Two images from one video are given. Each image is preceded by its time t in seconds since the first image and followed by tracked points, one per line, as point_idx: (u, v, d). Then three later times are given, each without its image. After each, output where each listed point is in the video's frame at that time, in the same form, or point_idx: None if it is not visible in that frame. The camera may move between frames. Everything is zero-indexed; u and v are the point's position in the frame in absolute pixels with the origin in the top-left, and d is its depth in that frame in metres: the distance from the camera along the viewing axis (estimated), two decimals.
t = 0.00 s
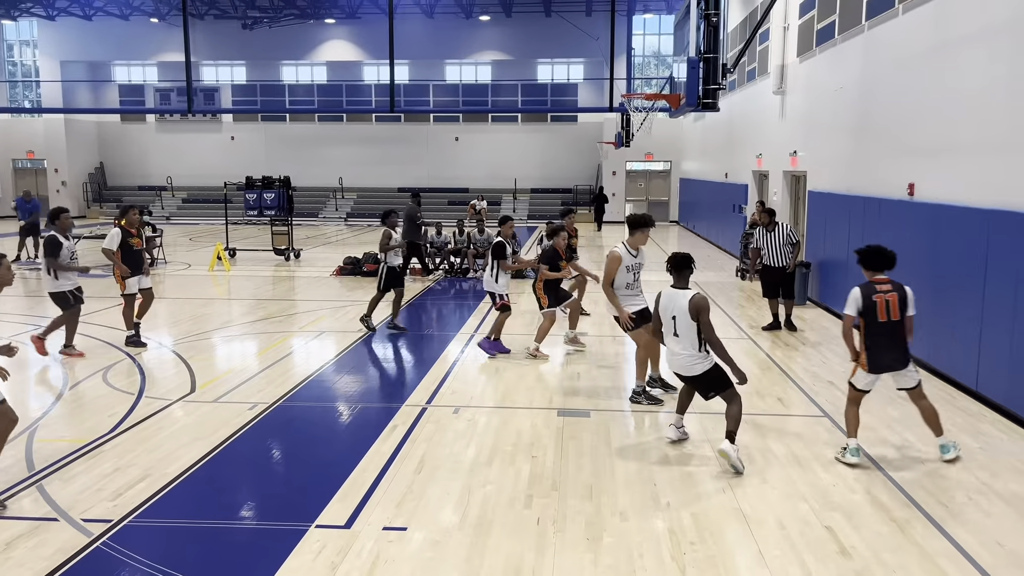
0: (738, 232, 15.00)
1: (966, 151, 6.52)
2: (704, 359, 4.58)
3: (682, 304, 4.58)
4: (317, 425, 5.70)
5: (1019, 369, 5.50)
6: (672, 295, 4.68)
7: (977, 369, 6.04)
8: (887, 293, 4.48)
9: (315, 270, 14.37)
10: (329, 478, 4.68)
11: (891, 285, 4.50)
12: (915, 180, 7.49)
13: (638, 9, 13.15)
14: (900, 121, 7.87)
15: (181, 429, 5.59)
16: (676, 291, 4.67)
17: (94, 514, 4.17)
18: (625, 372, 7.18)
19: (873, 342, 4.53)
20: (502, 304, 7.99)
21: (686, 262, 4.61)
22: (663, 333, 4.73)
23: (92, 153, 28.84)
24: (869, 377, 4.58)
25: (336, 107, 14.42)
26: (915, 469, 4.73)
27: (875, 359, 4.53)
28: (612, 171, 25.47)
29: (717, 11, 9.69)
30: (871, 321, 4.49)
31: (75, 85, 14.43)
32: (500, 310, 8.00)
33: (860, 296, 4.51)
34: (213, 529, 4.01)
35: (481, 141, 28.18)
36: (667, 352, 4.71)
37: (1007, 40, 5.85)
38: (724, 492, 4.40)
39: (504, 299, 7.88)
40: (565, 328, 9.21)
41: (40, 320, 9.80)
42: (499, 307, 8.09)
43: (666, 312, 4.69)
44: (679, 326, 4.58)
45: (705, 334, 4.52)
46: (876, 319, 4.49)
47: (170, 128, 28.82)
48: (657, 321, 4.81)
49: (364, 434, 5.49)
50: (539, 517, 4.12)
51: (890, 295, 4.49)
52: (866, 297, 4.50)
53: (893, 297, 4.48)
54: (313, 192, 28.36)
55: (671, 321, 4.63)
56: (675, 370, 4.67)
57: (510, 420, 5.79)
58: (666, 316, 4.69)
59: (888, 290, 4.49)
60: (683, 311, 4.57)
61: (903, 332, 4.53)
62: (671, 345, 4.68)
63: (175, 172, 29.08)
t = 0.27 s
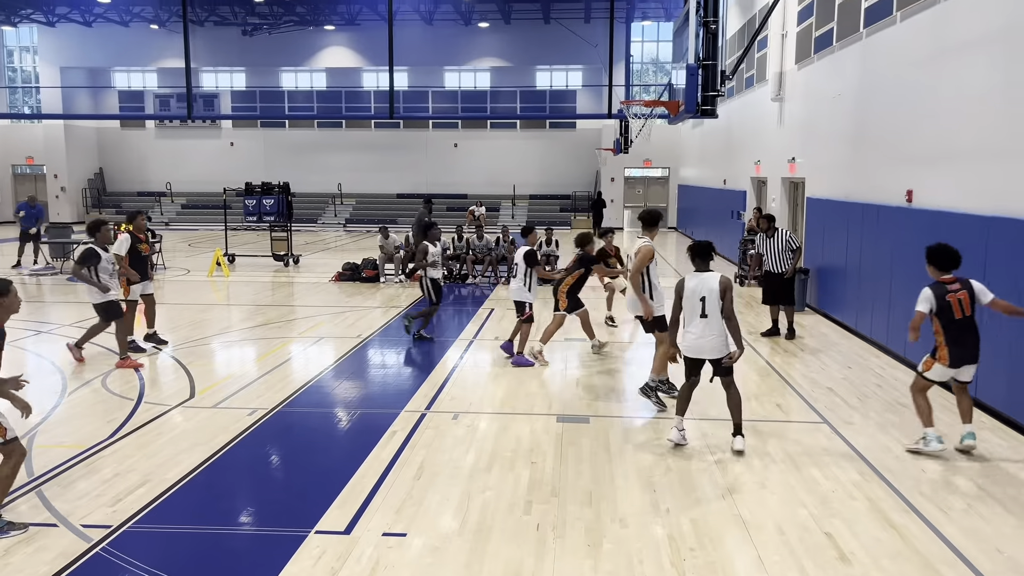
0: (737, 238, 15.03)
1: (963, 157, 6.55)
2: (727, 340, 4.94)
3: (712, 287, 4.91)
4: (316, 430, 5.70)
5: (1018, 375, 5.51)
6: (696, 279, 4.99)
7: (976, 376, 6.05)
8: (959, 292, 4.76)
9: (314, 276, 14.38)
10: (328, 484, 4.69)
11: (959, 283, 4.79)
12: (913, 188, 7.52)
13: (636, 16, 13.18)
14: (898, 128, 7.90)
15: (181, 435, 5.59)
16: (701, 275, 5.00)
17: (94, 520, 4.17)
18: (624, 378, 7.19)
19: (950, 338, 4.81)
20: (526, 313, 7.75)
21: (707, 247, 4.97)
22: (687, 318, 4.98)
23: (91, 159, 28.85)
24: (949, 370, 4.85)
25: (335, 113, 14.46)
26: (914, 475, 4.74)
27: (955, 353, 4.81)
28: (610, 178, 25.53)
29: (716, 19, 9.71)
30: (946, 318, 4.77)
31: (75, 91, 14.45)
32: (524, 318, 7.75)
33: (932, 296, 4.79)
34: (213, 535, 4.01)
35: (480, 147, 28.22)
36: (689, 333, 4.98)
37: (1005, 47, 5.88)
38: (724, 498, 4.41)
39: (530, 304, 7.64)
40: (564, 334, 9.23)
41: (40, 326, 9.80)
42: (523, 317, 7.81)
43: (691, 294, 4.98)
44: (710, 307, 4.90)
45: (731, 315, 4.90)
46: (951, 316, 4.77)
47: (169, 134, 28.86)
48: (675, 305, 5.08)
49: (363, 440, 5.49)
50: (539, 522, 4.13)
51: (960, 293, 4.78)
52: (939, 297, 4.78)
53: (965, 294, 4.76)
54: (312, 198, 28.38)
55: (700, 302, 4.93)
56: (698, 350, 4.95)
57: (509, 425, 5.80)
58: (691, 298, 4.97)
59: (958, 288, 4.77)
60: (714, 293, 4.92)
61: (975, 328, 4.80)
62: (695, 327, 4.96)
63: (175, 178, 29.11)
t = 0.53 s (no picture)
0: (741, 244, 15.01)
1: (969, 164, 6.53)
2: (744, 344, 4.99)
3: (738, 292, 4.93)
4: (320, 435, 5.70)
5: None
6: (720, 282, 4.99)
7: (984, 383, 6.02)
8: (1017, 298, 4.85)
9: (318, 280, 14.39)
10: (333, 489, 4.69)
11: (1017, 290, 4.89)
12: (918, 195, 7.50)
13: (642, 22, 13.14)
14: (903, 135, 7.88)
15: (185, 439, 5.59)
16: (725, 279, 5.00)
17: (98, 524, 4.17)
18: (628, 384, 7.17)
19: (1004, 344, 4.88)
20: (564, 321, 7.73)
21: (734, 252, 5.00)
22: (711, 317, 4.94)
23: (96, 164, 28.94)
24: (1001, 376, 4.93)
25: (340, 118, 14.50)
26: (921, 483, 4.72)
27: (1009, 358, 4.88)
28: (614, 183, 25.55)
29: (721, 25, 9.79)
30: (1002, 323, 4.85)
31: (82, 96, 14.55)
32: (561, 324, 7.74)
33: (989, 300, 4.89)
34: (217, 539, 4.01)
35: (485, 153, 28.23)
36: (710, 335, 4.95)
37: (1011, 53, 5.87)
38: (729, 506, 4.39)
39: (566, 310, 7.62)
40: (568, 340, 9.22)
41: (46, 330, 9.82)
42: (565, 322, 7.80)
43: (716, 296, 4.95)
44: (735, 311, 4.91)
45: (751, 320, 4.98)
46: (1008, 322, 4.85)
47: (175, 138, 28.95)
48: (696, 305, 5.01)
49: (368, 445, 5.48)
50: (543, 529, 4.11)
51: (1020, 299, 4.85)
52: (997, 302, 4.88)
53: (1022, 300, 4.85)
54: (316, 204, 28.41)
55: (724, 306, 4.92)
56: (718, 352, 4.93)
57: (513, 431, 5.79)
58: (715, 300, 4.94)
59: (1016, 294, 4.87)
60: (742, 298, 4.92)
61: None
62: (716, 329, 4.94)
63: (180, 183, 29.19)
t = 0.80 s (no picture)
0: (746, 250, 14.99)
1: (976, 170, 6.50)
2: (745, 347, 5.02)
3: (738, 294, 4.98)
4: (324, 440, 5.70)
5: None
6: (719, 287, 5.00)
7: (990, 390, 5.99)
8: None
9: (323, 285, 14.42)
10: (336, 494, 4.68)
11: None
12: (925, 200, 7.48)
13: (647, 27, 13.14)
14: (909, 140, 7.86)
15: (190, 443, 5.59)
16: (722, 283, 5.02)
17: (103, 528, 4.18)
18: (633, 389, 7.16)
19: (1015, 332, 4.99)
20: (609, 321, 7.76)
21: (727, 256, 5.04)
22: (716, 322, 4.93)
23: (103, 167, 29.05)
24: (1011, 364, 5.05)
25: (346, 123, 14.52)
26: (927, 490, 4.70)
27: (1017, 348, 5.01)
28: (620, 188, 25.55)
29: (727, 31, 9.87)
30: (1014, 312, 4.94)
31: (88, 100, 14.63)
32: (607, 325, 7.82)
33: (1003, 289, 4.96)
34: (221, 543, 4.01)
35: (490, 157, 28.26)
36: (717, 340, 4.93)
37: (1017, 59, 5.85)
38: (734, 512, 4.38)
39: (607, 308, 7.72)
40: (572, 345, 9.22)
41: (52, 333, 9.85)
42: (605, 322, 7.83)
43: (718, 301, 4.95)
44: (739, 314, 4.93)
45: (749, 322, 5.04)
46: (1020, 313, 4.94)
47: (181, 142, 29.05)
48: (699, 313, 4.95)
49: (372, 450, 5.48)
50: (547, 534, 4.11)
51: None
52: (1010, 292, 4.95)
53: None
54: (321, 208, 28.46)
55: (728, 310, 4.93)
56: (726, 357, 4.92)
57: (517, 436, 5.78)
58: (719, 305, 4.94)
59: None
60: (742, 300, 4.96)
61: None
62: (722, 334, 4.93)
63: (186, 187, 29.29)
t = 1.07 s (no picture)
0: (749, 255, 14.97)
1: (979, 177, 6.49)
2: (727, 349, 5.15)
3: (723, 297, 5.04)
4: (326, 444, 5.71)
5: None
6: (705, 292, 5.04)
7: (993, 396, 5.99)
8: (996, 295, 5.10)
9: (326, 288, 14.43)
10: (338, 498, 4.68)
11: (996, 289, 5.14)
12: (927, 206, 7.47)
13: (651, 32, 13.24)
14: (912, 146, 7.87)
15: (192, 447, 5.60)
16: (706, 287, 5.06)
17: (105, 531, 4.18)
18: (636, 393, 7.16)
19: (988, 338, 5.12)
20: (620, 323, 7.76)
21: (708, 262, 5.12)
22: (706, 327, 4.98)
23: (107, 170, 29.11)
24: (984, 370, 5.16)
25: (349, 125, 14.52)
26: (930, 496, 4.69)
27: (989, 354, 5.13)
28: (623, 193, 25.55)
29: (730, 36, 9.86)
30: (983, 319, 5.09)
31: (92, 103, 14.68)
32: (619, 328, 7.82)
33: (972, 297, 5.12)
34: (224, 547, 4.01)
35: (493, 161, 28.29)
36: (708, 345, 5.00)
37: (1020, 66, 5.85)
38: (737, 518, 4.37)
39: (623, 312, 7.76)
40: (575, 349, 9.22)
41: (56, 336, 9.87)
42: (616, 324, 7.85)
43: (706, 306, 4.98)
44: (725, 316, 5.03)
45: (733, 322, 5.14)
46: (990, 318, 5.09)
47: (185, 146, 29.12)
48: (689, 320, 4.98)
49: (374, 454, 5.49)
50: (549, 540, 4.11)
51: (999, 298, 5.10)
52: (979, 299, 5.11)
53: (1002, 297, 5.10)
54: (324, 211, 28.50)
55: (717, 313, 4.99)
56: (714, 360, 5.03)
57: (520, 441, 5.78)
58: (707, 310, 4.98)
59: (995, 292, 5.12)
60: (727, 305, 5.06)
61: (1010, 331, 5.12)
62: (711, 337, 5.00)
63: (190, 190, 29.35)
